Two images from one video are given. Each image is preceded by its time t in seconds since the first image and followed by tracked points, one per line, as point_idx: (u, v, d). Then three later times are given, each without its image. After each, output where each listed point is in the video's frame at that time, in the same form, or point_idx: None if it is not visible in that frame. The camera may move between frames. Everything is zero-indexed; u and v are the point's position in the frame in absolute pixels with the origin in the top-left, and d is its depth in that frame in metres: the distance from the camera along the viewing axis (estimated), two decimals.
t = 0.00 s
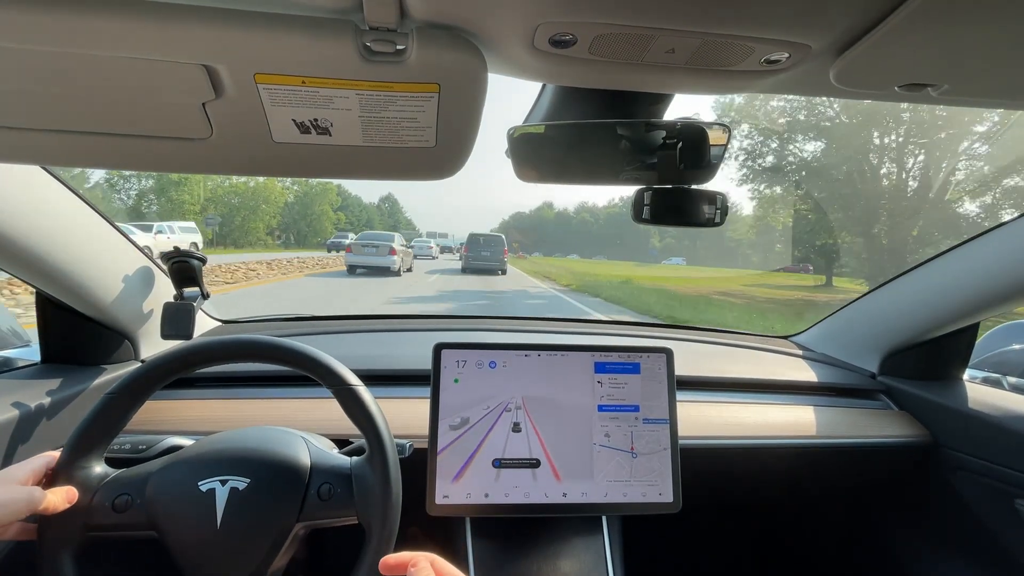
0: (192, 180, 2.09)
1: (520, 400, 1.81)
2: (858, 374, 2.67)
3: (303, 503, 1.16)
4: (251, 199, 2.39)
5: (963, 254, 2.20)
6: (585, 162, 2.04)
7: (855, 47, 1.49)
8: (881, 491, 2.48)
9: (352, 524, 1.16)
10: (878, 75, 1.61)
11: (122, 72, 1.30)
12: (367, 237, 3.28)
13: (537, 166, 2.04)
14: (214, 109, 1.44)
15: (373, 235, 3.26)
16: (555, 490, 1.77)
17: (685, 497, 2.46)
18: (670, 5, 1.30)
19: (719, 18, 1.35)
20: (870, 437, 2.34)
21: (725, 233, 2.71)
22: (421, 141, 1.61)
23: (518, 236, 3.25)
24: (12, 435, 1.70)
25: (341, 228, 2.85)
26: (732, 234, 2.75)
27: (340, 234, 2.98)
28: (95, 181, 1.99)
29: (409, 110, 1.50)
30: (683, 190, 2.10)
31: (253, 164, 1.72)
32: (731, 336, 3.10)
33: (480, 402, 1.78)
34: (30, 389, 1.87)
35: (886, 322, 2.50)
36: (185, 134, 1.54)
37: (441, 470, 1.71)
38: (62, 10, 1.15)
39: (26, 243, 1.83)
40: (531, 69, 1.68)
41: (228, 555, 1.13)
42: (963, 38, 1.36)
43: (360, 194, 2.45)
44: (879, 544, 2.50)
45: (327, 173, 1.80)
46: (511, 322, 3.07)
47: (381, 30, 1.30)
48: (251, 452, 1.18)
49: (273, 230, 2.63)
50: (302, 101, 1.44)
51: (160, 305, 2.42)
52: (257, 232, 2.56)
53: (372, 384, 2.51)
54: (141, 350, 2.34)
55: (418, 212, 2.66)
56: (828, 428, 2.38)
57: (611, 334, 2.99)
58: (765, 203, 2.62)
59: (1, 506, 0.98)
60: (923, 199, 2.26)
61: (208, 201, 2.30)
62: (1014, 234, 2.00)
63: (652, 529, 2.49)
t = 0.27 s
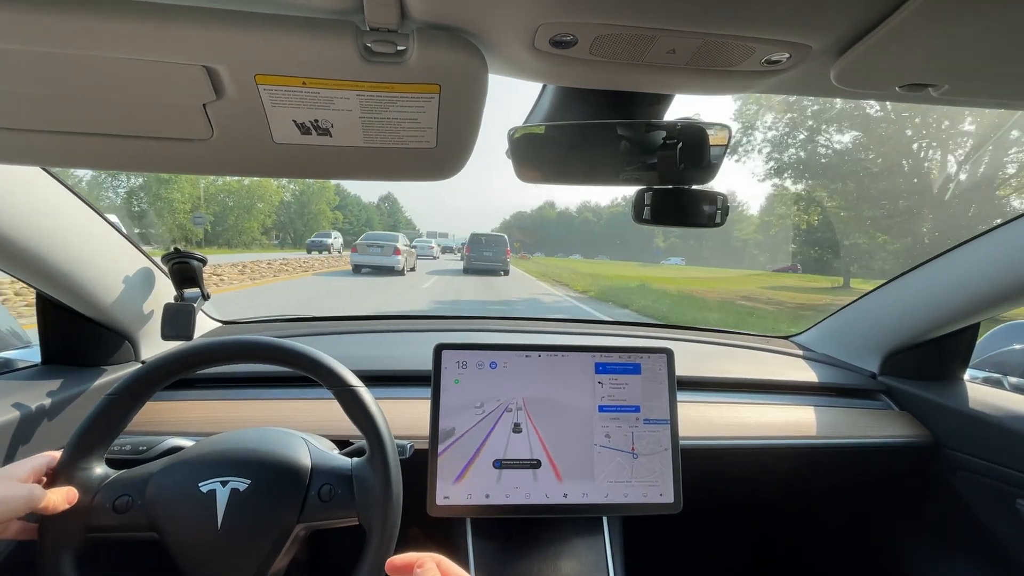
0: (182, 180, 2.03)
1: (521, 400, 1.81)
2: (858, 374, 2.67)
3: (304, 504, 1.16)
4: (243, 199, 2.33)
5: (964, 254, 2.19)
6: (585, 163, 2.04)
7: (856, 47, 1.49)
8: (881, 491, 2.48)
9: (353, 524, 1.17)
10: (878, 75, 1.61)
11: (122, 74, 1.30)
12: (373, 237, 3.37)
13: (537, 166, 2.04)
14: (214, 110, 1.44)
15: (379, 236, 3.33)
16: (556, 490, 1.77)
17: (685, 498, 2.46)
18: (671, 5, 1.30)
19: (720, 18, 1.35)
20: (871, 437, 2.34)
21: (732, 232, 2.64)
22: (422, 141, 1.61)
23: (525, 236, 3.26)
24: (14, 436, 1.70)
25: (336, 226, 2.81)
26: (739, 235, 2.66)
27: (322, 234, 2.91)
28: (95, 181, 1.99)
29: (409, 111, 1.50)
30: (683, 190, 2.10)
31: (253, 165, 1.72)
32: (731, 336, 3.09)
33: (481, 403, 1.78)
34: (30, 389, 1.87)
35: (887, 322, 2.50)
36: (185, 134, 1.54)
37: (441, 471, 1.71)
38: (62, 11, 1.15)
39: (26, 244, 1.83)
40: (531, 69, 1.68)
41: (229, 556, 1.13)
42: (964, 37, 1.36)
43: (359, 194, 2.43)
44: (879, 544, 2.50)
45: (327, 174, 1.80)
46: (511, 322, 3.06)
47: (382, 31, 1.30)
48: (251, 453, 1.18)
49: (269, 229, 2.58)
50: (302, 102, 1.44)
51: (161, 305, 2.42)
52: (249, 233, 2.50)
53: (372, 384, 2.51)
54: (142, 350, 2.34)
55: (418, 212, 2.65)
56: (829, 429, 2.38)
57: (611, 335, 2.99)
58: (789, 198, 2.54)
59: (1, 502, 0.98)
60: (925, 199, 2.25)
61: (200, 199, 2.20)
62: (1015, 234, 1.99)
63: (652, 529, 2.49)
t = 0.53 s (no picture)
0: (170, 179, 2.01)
1: (521, 401, 1.81)
2: (858, 374, 2.67)
3: (304, 504, 1.16)
4: (237, 198, 2.29)
5: (965, 255, 2.19)
6: (585, 163, 2.04)
7: (856, 47, 1.49)
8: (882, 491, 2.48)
9: (353, 524, 1.17)
10: (878, 75, 1.61)
11: (122, 74, 1.30)
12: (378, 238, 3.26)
13: (537, 166, 2.04)
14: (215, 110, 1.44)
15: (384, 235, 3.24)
16: (556, 491, 1.77)
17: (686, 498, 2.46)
18: (671, 5, 1.30)
19: (720, 18, 1.35)
20: (871, 437, 2.33)
21: (740, 232, 2.65)
22: (422, 142, 1.61)
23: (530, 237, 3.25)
24: (14, 436, 1.70)
25: (336, 228, 2.77)
26: (746, 235, 2.68)
27: (298, 233, 2.65)
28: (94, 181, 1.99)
29: (410, 111, 1.50)
30: (683, 191, 2.10)
31: (254, 165, 1.72)
32: (731, 336, 3.09)
33: (481, 403, 1.78)
34: (30, 390, 1.87)
35: (887, 322, 2.50)
36: (185, 135, 1.54)
37: (442, 471, 1.71)
38: (62, 12, 1.15)
39: (25, 244, 1.83)
40: (532, 69, 1.68)
41: (229, 556, 1.13)
42: (964, 37, 1.35)
43: (359, 194, 2.42)
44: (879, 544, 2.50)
45: (327, 174, 1.80)
46: (511, 322, 3.06)
47: (382, 31, 1.30)
48: (251, 453, 1.18)
49: (264, 229, 2.53)
50: (303, 102, 1.44)
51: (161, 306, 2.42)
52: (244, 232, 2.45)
53: (373, 385, 2.51)
54: (142, 351, 2.34)
55: (418, 212, 2.65)
56: (829, 429, 2.38)
57: (612, 335, 2.99)
58: (819, 194, 2.45)
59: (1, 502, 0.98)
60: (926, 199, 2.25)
61: (189, 198, 2.17)
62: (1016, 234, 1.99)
63: (652, 529, 2.49)
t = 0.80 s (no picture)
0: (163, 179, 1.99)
1: (521, 400, 1.81)
2: (858, 373, 2.67)
3: (305, 504, 1.16)
4: (230, 196, 2.28)
5: (965, 254, 2.19)
6: (584, 164, 2.04)
7: (856, 46, 1.49)
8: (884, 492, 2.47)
9: (354, 523, 1.16)
10: (877, 74, 1.61)
11: (122, 74, 1.30)
12: (382, 239, 3.28)
13: (537, 166, 2.04)
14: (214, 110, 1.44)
15: (385, 237, 3.24)
16: (557, 491, 1.76)
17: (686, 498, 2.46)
18: (671, 4, 1.30)
19: (719, 17, 1.35)
20: (872, 437, 2.33)
21: (747, 231, 2.67)
22: (422, 141, 1.61)
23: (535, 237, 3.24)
24: (15, 436, 1.70)
25: (334, 226, 2.79)
26: (754, 233, 2.69)
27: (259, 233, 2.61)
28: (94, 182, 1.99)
29: (410, 111, 1.49)
30: (683, 190, 2.09)
31: (253, 165, 1.72)
32: (731, 336, 3.09)
33: (481, 403, 1.78)
34: (30, 390, 1.87)
35: (888, 322, 2.49)
36: (185, 135, 1.54)
37: (442, 471, 1.71)
38: (62, 11, 1.15)
39: (27, 245, 1.83)
40: (531, 69, 1.68)
41: (230, 556, 1.13)
42: (964, 37, 1.36)
43: (359, 194, 2.43)
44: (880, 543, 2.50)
45: (327, 174, 1.80)
46: (512, 322, 3.06)
47: (382, 30, 1.30)
48: (252, 453, 1.18)
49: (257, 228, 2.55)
50: (302, 102, 1.43)
51: (161, 306, 2.42)
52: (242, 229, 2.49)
53: (373, 384, 2.51)
54: (142, 351, 2.34)
55: (418, 212, 2.65)
56: (829, 428, 2.37)
57: (612, 335, 2.99)
58: (840, 189, 2.42)
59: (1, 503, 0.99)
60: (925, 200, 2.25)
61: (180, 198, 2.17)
62: (1016, 233, 1.99)
63: (652, 529, 2.49)
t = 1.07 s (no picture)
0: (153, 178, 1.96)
1: (522, 401, 1.81)
2: (859, 374, 2.67)
3: (305, 503, 1.16)
4: (223, 195, 2.25)
5: (966, 255, 2.18)
6: (584, 164, 2.04)
7: (856, 46, 1.49)
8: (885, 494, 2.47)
9: (354, 523, 1.16)
10: (876, 74, 1.61)
11: (122, 74, 1.31)
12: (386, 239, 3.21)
13: (536, 165, 2.03)
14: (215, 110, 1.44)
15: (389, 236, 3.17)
16: (557, 491, 1.76)
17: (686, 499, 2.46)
18: (671, 4, 1.30)
19: (719, 18, 1.35)
20: (872, 438, 2.33)
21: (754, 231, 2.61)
22: (422, 142, 1.61)
23: (539, 236, 3.16)
24: (16, 435, 1.70)
25: (331, 229, 2.73)
26: (763, 230, 2.60)
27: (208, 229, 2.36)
28: (96, 182, 1.99)
29: (410, 111, 1.49)
30: (683, 191, 2.09)
31: (254, 165, 1.72)
32: (732, 337, 3.08)
33: (482, 403, 1.77)
34: (31, 390, 1.87)
35: (890, 323, 2.49)
36: (186, 135, 1.54)
37: (442, 471, 1.71)
38: (63, 12, 1.16)
39: (29, 245, 1.84)
40: (532, 69, 1.68)
41: (230, 556, 1.14)
42: (963, 38, 1.36)
43: (359, 194, 2.42)
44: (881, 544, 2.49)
45: (328, 174, 1.80)
46: (512, 323, 3.06)
47: (382, 31, 1.30)
48: (252, 452, 1.18)
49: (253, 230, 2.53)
50: (303, 102, 1.44)
51: (161, 306, 2.42)
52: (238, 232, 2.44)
53: (374, 385, 2.51)
54: (143, 351, 2.34)
55: (419, 211, 2.64)
56: (830, 429, 2.37)
57: (613, 335, 2.99)
58: (844, 193, 2.37)
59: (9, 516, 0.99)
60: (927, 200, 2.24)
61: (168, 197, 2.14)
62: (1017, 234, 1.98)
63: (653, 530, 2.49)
